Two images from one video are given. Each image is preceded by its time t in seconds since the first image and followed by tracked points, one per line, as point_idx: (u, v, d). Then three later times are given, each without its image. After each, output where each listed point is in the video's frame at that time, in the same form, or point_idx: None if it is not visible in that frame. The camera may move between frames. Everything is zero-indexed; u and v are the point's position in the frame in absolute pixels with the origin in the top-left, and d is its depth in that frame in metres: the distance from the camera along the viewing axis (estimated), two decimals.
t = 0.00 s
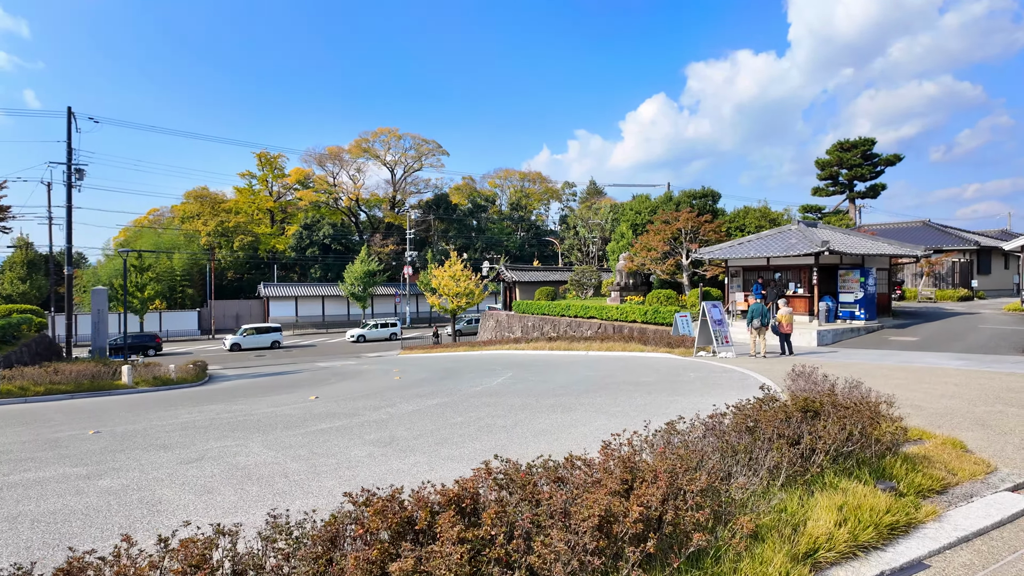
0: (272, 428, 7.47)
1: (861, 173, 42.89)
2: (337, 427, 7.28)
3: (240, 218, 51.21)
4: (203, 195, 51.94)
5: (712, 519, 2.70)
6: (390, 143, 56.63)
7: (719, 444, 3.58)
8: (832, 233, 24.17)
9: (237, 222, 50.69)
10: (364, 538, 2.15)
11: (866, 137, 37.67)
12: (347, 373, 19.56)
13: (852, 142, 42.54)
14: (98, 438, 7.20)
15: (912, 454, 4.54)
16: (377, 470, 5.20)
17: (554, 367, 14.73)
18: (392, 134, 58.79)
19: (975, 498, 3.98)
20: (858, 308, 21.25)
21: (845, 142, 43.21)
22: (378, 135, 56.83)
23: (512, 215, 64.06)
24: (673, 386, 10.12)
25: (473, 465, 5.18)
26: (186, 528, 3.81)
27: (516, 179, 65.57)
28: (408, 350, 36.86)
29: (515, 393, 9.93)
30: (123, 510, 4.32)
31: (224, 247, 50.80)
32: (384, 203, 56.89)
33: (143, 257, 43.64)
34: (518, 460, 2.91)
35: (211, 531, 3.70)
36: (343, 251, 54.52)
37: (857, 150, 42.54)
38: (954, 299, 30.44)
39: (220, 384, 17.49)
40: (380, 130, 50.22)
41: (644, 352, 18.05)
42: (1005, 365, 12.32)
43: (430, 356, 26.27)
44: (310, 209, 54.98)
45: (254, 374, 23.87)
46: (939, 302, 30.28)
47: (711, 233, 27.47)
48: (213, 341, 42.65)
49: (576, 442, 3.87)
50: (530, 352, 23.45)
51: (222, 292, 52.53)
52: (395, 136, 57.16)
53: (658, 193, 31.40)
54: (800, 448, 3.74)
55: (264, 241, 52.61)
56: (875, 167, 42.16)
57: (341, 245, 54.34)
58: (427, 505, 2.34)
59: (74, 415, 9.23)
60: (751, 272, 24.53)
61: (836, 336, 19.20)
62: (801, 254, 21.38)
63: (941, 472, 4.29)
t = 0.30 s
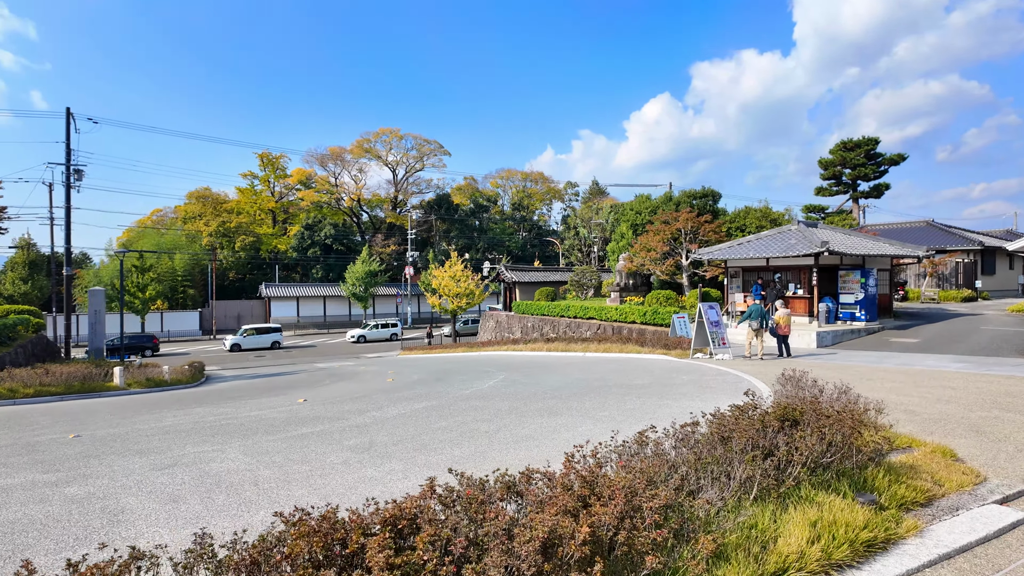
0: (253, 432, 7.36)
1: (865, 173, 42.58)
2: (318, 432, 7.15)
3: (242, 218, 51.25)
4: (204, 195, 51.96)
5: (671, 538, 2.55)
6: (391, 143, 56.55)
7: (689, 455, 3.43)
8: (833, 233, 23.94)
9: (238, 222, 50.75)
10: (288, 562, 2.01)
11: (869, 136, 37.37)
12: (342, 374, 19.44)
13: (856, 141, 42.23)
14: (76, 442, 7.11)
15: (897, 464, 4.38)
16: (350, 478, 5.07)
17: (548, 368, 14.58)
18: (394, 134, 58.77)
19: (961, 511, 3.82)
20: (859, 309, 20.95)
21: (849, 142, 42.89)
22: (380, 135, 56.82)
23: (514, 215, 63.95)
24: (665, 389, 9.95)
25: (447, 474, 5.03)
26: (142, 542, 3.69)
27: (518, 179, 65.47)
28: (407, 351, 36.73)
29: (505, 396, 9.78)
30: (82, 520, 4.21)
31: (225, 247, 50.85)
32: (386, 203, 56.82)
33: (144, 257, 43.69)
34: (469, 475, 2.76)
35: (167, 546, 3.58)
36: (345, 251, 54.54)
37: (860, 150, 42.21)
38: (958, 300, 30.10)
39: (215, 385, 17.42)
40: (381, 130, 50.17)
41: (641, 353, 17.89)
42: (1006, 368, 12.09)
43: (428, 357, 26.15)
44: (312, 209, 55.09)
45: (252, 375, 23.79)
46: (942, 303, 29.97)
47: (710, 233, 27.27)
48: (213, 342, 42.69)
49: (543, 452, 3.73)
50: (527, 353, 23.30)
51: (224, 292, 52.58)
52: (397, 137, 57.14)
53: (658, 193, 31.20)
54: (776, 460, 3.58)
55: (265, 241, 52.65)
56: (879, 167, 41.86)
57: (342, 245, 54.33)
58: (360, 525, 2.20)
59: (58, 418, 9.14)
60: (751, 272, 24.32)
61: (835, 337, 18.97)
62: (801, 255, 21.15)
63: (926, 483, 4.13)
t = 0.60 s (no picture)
0: (233, 432, 7.22)
1: (868, 172, 42.28)
2: (298, 432, 7.00)
3: (243, 218, 51.23)
4: (205, 194, 51.91)
5: (629, 548, 2.39)
6: (392, 142, 56.42)
7: (660, 460, 3.26)
8: (834, 232, 23.72)
9: (239, 222, 50.76)
10: None
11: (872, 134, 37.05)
12: (337, 374, 19.27)
13: (859, 140, 41.93)
14: (53, 443, 6.99)
15: (884, 469, 4.20)
16: (322, 480, 4.92)
17: (542, 368, 14.42)
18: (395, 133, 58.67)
19: (949, 518, 3.64)
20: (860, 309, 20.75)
21: (852, 140, 42.59)
22: (381, 134, 56.71)
23: (516, 215, 63.84)
24: (658, 389, 9.76)
25: (423, 475, 4.88)
26: (94, 548, 3.55)
27: (520, 179, 65.34)
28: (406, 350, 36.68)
29: (494, 397, 9.62)
30: (38, 524, 4.08)
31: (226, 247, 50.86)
32: (387, 202, 56.69)
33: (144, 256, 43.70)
34: (417, 481, 2.59)
35: (117, 553, 3.43)
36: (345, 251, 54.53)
37: (864, 149, 41.89)
38: (960, 300, 29.82)
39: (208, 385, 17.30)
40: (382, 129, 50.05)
41: (638, 353, 17.69)
42: (1007, 368, 11.89)
43: (426, 357, 26.02)
44: (313, 209, 55.25)
45: (248, 375, 23.69)
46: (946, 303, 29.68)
47: (710, 232, 27.07)
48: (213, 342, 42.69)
49: (509, 454, 3.57)
50: (525, 353, 23.13)
51: (224, 292, 52.58)
52: (398, 136, 57.05)
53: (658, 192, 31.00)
54: (753, 464, 3.41)
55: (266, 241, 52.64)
56: (883, 166, 41.55)
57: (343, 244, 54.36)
58: (287, 535, 2.04)
59: (40, 418, 9.04)
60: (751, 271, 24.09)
61: (835, 337, 18.73)
62: (802, 254, 20.89)
63: (914, 488, 3.94)
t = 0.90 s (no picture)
0: (212, 437, 7.10)
1: (871, 172, 41.98)
2: (277, 438, 6.88)
3: (243, 218, 51.17)
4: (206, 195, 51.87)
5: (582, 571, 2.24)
6: (393, 143, 56.30)
7: (626, 475, 3.11)
8: (834, 232, 23.51)
9: (240, 222, 50.72)
10: None
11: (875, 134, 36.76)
12: (331, 376, 19.10)
13: (862, 139, 41.63)
14: (30, 448, 6.89)
15: (868, 481, 4.05)
16: (292, 489, 4.80)
17: (536, 370, 14.26)
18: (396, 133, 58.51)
19: (932, 534, 3.48)
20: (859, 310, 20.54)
21: (854, 140, 42.28)
22: (382, 134, 56.52)
23: (517, 215, 63.66)
24: (649, 392, 9.59)
25: (395, 485, 4.74)
26: (46, 563, 3.43)
27: (521, 179, 65.12)
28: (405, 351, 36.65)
29: (482, 401, 9.49)
30: None
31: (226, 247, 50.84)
32: (387, 203, 56.52)
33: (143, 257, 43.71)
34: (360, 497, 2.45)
35: (65, 570, 3.31)
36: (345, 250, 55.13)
37: (867, 148, 41.57)
38: (963, 301, 29.56)
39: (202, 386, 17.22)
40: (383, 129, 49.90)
41: (634, 355, 17.54)
42: (1008, 371, 11.69)
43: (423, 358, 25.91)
44: (314, 209, 55.55)
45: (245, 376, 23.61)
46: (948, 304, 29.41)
47: (709, 233, 26.88)
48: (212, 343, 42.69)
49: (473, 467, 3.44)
50: (522, 354, 22.94)
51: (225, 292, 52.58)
52: (399, 136, 56.87)
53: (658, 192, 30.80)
54: (725, 476, 3.27)
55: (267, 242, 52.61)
56: (886, 166, 41.25)
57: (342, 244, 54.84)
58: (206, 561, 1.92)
59: (24, 421, 8.95)
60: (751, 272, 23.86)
61: (834, 339, 18.53)
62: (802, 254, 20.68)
63: (898, 501, 3.79)
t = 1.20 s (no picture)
0: (188, 439, 7.01)
1: (871, 172, 41.81)
2: (251, 440, 6.78)
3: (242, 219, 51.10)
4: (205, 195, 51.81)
5: None
6: (392, 143, 56.25)
7: (578, 480, 3.02)
8: (831, 233, 23.39)
9: (239, 223, 50.65)
10: None
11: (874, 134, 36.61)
12: (324, 377, 19.00)
13: (861, 139, 41.46)
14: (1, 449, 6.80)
15: (839, 485, 3.94)
16: (257, 492, 4.72)
17: (527, 371, 14.14)
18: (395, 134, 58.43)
19: (900, 540, 3.36)
20: (855, 310, 20.41)
21: (854, 140, 42.11)
22: (381, 135, 56.44)
23: (517, 216, 63.61)
24: (636, 393, 9.49)
25: (360, 488, 4.65)
26: None
27: (521, 180, 65.01)
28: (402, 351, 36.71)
29: (467, 402, 9.40)
30: None
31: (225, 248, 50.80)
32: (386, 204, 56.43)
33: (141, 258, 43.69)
34: (289, 503, 2.37)
35: None
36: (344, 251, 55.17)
37: (867, 148, 41.41)
38: (961, 301, 29.41)
39: (194, 387, 17.15)
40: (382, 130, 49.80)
41: (627, 356, 17.44)
42: (1001, 373, 11.57)
43: (418, 359, 25.85)
44: (313, 210, 55.46)
45: (241, 376, 23.59)
46: (947, 304, 29.23)
47: (705, 233, 26.77)
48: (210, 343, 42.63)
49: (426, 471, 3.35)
50: (517, 355, 22.85)
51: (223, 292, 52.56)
52: (398, 137, 56.78)
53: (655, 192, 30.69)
54: (682, 480, 3.16)
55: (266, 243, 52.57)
56: (886, 166, 41.09)
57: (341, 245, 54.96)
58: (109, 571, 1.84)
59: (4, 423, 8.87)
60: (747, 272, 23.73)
61: (830, 340, 18.40)
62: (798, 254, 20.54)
63: (867, 506, 3.69)
